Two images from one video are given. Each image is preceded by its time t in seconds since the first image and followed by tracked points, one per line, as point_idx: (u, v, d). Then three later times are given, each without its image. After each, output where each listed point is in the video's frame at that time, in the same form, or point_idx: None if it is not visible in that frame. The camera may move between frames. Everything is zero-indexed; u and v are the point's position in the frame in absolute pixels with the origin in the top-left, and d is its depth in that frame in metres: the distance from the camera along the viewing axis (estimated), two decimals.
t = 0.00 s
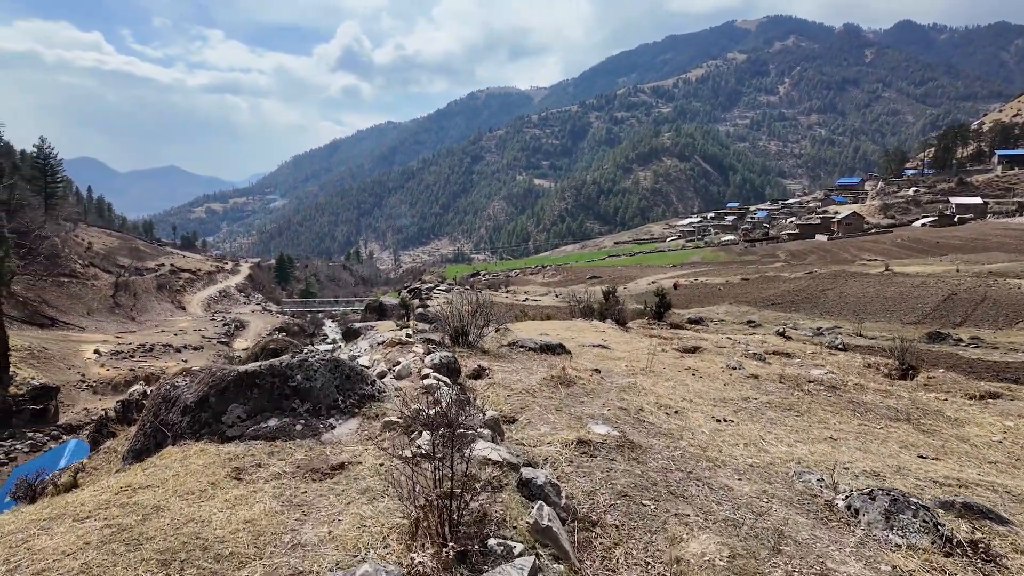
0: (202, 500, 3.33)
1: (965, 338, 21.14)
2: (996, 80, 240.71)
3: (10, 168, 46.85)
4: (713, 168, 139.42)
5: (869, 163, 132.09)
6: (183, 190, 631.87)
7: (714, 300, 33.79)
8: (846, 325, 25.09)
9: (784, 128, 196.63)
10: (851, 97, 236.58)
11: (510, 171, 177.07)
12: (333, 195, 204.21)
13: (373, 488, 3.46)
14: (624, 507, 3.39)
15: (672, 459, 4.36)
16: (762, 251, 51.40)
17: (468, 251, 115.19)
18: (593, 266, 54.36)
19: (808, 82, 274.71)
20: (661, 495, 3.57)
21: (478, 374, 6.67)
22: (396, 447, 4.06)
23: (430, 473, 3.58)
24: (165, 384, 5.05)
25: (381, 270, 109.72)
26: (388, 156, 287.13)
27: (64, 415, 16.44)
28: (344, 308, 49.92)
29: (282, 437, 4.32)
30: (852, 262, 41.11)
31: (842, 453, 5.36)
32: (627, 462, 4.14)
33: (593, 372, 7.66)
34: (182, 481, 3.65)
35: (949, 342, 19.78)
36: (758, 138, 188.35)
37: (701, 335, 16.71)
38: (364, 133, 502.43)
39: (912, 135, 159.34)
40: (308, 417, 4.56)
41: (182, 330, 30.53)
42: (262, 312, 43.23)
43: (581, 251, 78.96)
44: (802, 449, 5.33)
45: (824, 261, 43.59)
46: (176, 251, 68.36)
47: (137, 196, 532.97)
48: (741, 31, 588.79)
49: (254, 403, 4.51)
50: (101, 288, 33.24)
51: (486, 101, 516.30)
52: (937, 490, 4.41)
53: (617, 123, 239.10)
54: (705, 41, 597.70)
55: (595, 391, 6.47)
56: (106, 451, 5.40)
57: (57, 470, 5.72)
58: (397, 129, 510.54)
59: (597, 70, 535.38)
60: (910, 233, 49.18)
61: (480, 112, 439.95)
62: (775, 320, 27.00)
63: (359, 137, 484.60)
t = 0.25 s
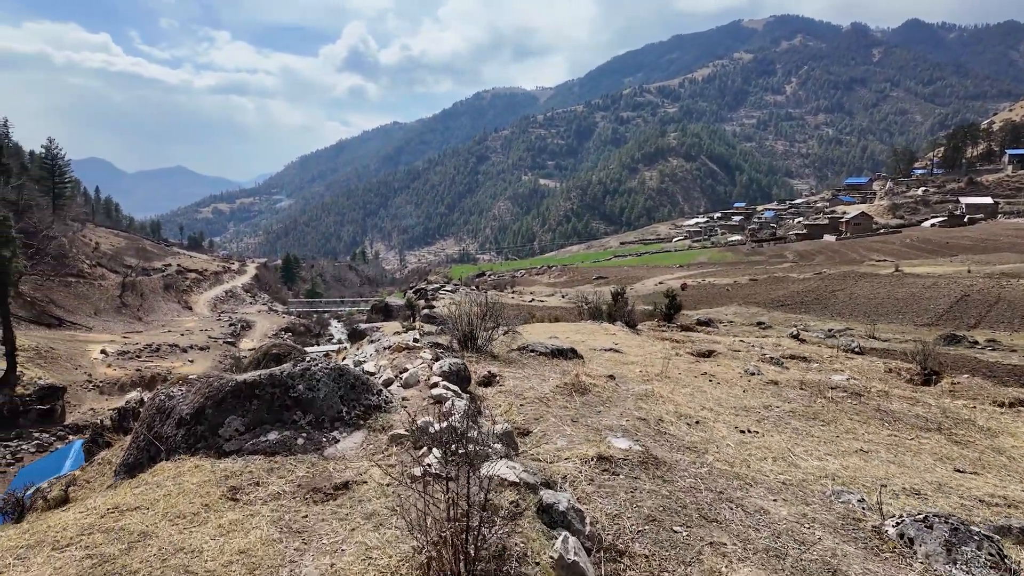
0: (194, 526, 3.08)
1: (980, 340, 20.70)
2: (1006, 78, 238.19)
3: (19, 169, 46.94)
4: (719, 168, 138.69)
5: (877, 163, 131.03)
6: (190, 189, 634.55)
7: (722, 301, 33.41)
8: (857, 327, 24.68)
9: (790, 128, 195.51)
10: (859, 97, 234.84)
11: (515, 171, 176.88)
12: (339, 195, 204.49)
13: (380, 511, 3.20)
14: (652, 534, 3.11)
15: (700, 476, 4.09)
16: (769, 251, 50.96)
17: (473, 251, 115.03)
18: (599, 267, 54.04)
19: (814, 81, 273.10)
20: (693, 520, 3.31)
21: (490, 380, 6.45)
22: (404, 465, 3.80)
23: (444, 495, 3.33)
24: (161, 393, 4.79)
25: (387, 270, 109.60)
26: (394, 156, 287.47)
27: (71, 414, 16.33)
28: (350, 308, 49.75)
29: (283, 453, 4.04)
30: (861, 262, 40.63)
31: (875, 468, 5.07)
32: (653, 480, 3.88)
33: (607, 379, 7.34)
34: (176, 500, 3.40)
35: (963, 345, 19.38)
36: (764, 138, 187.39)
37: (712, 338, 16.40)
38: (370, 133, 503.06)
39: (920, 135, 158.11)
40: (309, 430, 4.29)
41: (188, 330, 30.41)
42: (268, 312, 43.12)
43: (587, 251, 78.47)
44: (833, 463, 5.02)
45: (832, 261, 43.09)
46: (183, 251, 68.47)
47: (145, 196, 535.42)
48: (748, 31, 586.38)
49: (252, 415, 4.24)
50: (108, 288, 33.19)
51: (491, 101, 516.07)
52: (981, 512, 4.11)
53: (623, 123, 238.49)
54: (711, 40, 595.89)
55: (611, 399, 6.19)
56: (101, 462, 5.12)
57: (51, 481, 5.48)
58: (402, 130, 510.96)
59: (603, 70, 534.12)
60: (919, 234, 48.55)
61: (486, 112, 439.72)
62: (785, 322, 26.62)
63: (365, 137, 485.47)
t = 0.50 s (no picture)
0: (186, 550, 2.83)
1: (993, 341, 20.32)
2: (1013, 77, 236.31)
3: (24, 169, 46.94)
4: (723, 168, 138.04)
5: (883, 163, 130.21)
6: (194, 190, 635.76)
7: (729, 301, 33.05)
8: (866, 328, 24.30)
9: (795, 127, 194.58)
10: (864, 96, 233.52)
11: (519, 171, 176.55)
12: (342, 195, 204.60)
13: (387, 535, 2.93)
14: (687, 561, 2.87)
15: (731, 492, 3.82)
16: (774, 251, 50.54)
17: (477, 251, 114.80)
18: (603, 267, 53.69)
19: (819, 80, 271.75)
20: (728, 544, 3.06)
21: (500, 385, 6.16)
22: (414, 480, 3.54)
23: (460, 515, 3.07)
24: (154, 400, 4.52)
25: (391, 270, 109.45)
26: (397, 156, 287.37)
27: (75, 415, 16.13)
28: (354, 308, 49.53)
29: (283, 466, 3.76)
30: (867, 262, 40.22)
31: (911, 479, 4.77)
32: (680, 496, 3.61)
33: (621, 383, 7.02)
34: (169, 519, 3.15)
35: (977, 346, 18.99)
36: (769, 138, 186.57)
37: (722, 339, 16.06)
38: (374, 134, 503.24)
39: (926, 134, 157.09)
40: (310, 440, 4.01)
41: (192, 330, 30.25)
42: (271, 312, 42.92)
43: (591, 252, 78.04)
44: (868, 475, 4.73)
45: (839, 261, 42.65)
46: (187, 251, 68.40)
47: (149, 197, 536.82)
48: (752, 30, 584.60)
49: (250, 424, 3.96)
50: (113, 288, 33.05)
51: (495, 101, 515.69)
52: None
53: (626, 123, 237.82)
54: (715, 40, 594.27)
55: (628, 406, 5.91)
56: (92, 471, 4.88)
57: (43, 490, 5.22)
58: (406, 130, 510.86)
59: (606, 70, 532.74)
60: (926, 233, 48.05)
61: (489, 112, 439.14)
62: (793, 323, 26.24)
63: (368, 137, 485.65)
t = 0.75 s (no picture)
0: None
1: (1007, 344, 19.97)
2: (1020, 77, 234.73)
3: (30, 169, 46.98)
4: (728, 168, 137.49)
5: (889, 163, 129.49)
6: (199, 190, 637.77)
7: (737, 303, 32.72)
8: (877, 330, 23.97)
9: (801, 127, 193.71)
10: (870, 96, 232.31)
11: (523, 171, 176.29)
12: (347, 196, 204.81)
13: (402, 569, 2.69)
14: None
15: (770, 516, 3.56)
16: (781, 252, 50.18)
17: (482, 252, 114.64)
18: (609, 268, 53.40)
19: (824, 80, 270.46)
20: None
21: (512, 394, 5.91)
22: (431, 503, 3.29)
23: (482, 546, 2.83)
24: (153, 412, 4.28)
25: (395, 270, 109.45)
26: (402, 157, 287.56)
27: (81, 414, 15.97)
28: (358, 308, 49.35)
29: (292, 486, 3.53)
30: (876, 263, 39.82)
31: (953, 498, 4.50)
32: (715, 522, 3.35)
33: (639, 392, 6.76)
34: (166, 547, 2.92)
35: (990, 349, 18.65)
36: (774, 137, 185.81)
37: (733, 341, 15.78)
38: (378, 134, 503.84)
39: (933, 134, 156.10)
40: (318, 457, 3.77)
41: (198, 330, 30.14)
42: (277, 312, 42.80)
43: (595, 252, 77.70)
44: (907, 494, 4.45)
45: (847, 262, 42.26)
46: (192, 251, 68.43)
47: (155, 196, 538.96)
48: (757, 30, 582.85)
49: (254, 440, 3.71)
50: (119, 288, 32.95)
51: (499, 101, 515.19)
52: None
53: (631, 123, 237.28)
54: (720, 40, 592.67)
55: (648, 417, 5.66)
56: (90, 485, 4.66)
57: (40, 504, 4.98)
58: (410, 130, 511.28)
59: (611, 70, 531.69)
60: (935, 234, 47.56)
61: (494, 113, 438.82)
62: (802, 325, 25.93)
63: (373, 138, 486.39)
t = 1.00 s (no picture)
0: None
1: None
2: None
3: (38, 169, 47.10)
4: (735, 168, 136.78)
5: (897, 163, 128.40)
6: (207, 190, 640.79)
7: (746, 303, 32.37)
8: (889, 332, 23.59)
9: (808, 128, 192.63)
10: (878, 96, 230.69)
11: (529, 171, 176.05)
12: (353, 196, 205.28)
13: None
14: None
15: (812, 531, 3.29)
16: (788, 252, 49.73)
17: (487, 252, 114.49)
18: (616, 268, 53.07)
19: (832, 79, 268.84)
20: None
21: (526, 396, 5.66)
22: (447, 516, 3.05)
23: (507, 564, 2.59)
24: (152, 414, 4.05)
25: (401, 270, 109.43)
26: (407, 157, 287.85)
27: (88, 414, 15.86)
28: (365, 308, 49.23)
29: (297, 496, 3.29)
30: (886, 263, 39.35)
31: (1002, 510, 4.21)
32: (756, 537, 3.10)
33: (657, 394, 6.49)
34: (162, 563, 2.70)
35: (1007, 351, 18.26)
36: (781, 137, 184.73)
37: (746, 342, 15.49)
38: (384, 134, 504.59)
39: (942, 134, 154.77)
40: (325, 463, 3.54)
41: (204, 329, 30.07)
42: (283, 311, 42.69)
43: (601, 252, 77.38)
44: (952, 505, 4.17)
45: (857, 262, 41.80)
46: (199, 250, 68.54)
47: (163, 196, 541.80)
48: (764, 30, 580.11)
49: (257, 446, 3.47)
50: (126, 287, 32.91)
51: (504, 101, 514.84)
52: None
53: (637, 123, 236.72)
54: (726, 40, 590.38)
55: (670, 421, 5.39)
56: (87, 490, 4.45)
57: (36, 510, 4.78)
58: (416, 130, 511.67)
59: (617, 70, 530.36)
60: (945, 234, 46.99)
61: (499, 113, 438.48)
62: (812, 325, 25.58)
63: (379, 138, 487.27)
